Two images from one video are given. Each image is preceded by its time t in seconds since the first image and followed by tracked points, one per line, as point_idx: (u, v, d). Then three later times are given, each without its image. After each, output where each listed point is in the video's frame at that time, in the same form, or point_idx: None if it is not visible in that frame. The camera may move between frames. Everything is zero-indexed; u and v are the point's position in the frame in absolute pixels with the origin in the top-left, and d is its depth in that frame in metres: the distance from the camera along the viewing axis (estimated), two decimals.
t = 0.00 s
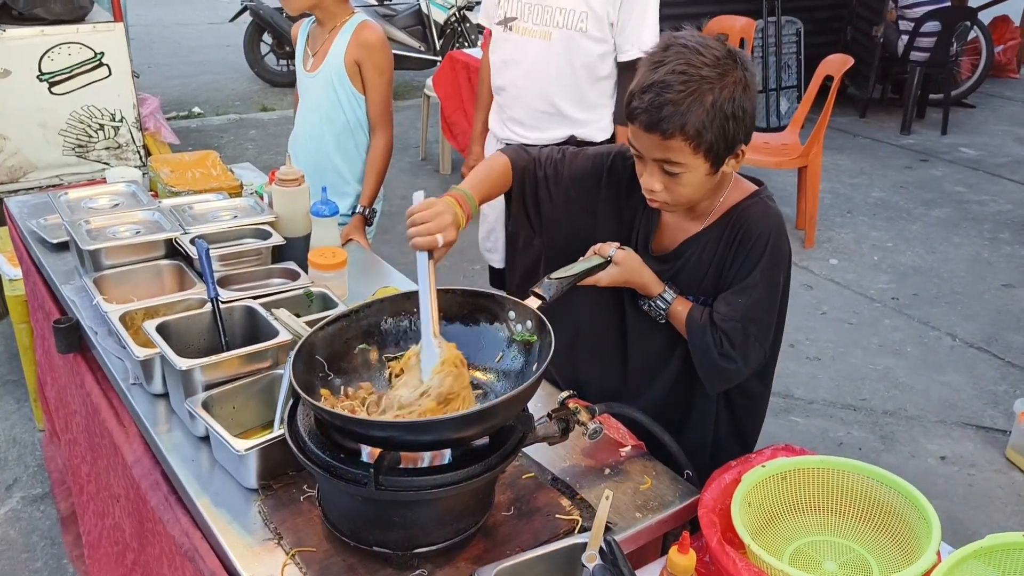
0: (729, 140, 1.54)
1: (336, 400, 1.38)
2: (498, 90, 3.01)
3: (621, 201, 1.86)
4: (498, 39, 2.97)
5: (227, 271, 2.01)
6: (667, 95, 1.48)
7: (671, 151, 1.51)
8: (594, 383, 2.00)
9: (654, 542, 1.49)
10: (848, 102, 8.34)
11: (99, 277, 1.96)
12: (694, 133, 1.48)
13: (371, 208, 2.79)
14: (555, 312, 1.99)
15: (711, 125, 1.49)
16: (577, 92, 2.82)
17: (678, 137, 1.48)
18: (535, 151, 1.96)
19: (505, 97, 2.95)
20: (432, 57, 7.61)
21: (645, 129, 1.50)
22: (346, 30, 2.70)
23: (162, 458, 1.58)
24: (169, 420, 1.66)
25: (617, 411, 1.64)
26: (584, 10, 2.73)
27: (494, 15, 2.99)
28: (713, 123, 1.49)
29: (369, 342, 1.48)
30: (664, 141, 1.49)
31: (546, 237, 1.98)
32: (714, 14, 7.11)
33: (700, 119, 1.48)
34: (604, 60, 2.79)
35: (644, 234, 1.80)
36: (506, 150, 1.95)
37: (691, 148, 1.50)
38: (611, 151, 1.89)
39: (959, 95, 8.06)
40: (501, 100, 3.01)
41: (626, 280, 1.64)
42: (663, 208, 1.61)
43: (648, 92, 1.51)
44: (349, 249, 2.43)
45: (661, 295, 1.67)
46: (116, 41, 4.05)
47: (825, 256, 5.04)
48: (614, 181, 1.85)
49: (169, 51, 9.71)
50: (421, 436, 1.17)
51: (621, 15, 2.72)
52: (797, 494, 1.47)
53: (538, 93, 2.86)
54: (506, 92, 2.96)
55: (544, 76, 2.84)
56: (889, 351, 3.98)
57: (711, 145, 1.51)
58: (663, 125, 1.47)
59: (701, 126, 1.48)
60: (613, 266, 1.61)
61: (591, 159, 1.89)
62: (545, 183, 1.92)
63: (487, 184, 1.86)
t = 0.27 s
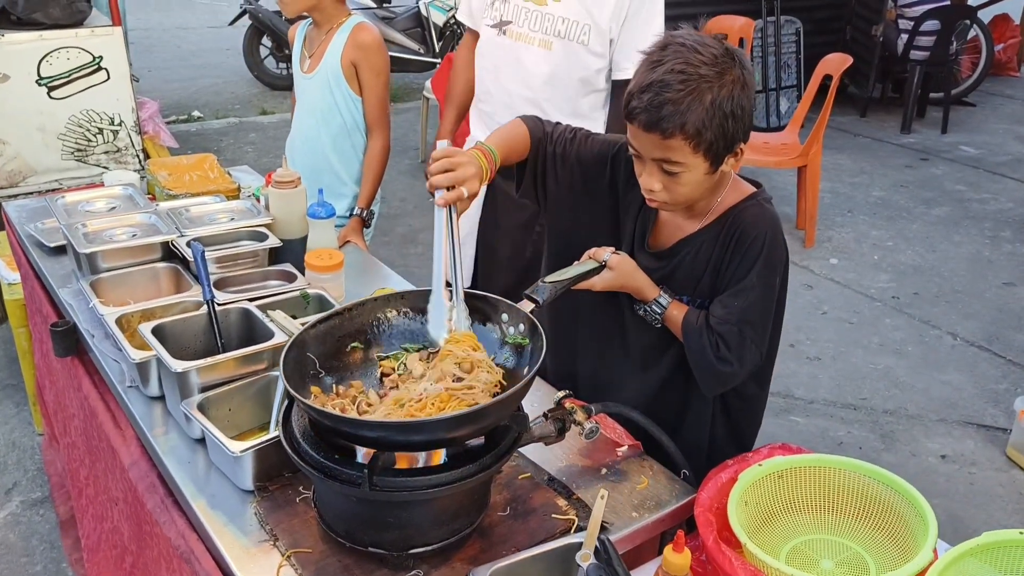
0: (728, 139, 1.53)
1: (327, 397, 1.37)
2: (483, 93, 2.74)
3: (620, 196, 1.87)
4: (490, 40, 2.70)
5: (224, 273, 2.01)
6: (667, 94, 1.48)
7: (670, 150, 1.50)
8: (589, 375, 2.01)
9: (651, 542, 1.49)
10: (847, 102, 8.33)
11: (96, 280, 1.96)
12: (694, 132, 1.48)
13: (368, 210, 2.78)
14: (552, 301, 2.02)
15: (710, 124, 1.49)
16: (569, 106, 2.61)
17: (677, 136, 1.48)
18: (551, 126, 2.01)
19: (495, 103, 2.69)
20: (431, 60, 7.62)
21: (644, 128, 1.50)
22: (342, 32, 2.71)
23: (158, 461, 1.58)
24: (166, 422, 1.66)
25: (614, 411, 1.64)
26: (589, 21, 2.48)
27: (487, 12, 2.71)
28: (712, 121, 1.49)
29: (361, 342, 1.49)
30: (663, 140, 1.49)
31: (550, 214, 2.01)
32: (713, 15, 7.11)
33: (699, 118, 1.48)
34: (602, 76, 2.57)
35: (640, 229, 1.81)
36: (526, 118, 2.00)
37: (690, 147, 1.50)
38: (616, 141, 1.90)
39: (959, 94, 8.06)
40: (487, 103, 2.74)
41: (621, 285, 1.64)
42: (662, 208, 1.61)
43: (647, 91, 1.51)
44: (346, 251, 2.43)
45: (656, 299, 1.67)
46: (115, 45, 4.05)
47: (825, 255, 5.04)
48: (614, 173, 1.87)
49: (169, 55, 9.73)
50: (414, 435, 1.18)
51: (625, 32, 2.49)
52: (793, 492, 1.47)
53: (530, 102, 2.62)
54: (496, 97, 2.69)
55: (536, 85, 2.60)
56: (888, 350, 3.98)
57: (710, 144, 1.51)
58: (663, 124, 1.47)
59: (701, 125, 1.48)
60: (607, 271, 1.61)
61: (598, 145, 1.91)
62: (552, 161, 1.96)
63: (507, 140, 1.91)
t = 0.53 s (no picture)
0: (736, 145, 1.54)
1: (322, 394, 1.37)
2: (478, 104, 2.68)
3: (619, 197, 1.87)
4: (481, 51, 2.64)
5: (223, 273, 2.02)
6: (675, 102, 1.49)
7: (678, 159, 1.51)
8: (586, 374, 2.02)
9: (649, 538, 1.50)
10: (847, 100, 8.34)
11: (95, 280, 1.96)
12: (703, 140, 1.49)
13: (367, 210, 2.79)
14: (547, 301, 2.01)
15: (719, 132, 1.50)
16: (571, 110, 2.60)
17: (687, 144, 1.49)
18: (538, 134, 2.01)
19: (494, 113, 2.64)
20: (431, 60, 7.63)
21: (652, 136, 1.51)
22: (341, 33, 2.72)
23: (157, 460, 1.59)
24: (165, 422, 1.66)
25: (611, 409, 1.64)
26: (588, 26, 2.48)
27: (474, 23, 2.64)
28: (721, 129, 1.50)
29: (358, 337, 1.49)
30: (672, 149, 1.49)
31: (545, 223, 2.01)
32: (712, 13, 7.12)
33: (709, 126, 1.49)
34: (600, 77, 2.59)
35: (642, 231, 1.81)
36: (507, 129, 2.00)
37: (699, 155, 1.51)
38: (610, 147, 1.90)
39: (959, 91, 8.06)
40: (484, 114, 2.68)
41: (618, 285, 1.64)
42: (667, 213, 1.62)
43: (655, 99, 1.51)
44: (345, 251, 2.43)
45: (653, 300, 1.68)
46: (114, 47, 4.07)
47: (825, 253, 5.04)
48: (611, 176, 1.87)
49: (170, 57, 9.75)
50: (409, 433, 1.18)
51: (626, 34, 2.51)
52: (789, 489, 1.47)
53: (533, 110, 2.59)
54: (495, 108, 2.63)
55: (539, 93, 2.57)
56: (888, 347, 3.98)
57: (718, 151, 1.51)
58: (672, 133, 1.48)
59: (711, 134, 1.49)
60: (604, 272, 1.62)
61: (592, 150, 1.91)
62: (543, 168, 1.96)
63: (483, 155, 1.92)
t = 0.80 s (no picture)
0: (729, 146, 1.54)
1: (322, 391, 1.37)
2: (467, 116, 2.62)
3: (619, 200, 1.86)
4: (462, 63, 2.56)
5: (223, 269, 2.02)
6: (667, 103, 1.48)
7: (670, 160, 1.52)
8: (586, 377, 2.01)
9: (649, 534, 1.50)
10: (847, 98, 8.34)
11: (96, 275, 1.96)
12: (694, 141, 1.49)
13: (368, 206, 2.79)
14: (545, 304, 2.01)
15: (711, 133, 1.49)
16: (560, 107, 2.61)
17: (677, 145, 1.49)
18: (526, 159, 1.92)
19: (487, 124, 2.59)
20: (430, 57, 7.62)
21: (644, 137, 1.51)
22: (341, 29, 2.71)
23: (158, 455, 1.59)
24: (166, 417, 1.66)
25: (611, 405, 1.64)
26: (571, 22, 2.48)
27: (450, 36, 2.55)
28: (713, 130, 1.49)
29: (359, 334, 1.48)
30: (663, 150, 1.50)
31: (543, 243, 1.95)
32: (713, 11, 7.11)
33: (701, 127, 1.48)
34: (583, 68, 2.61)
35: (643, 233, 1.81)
36: (495, 159, 1.90)
37: (691, 156, 1.51)
38: (607, 154, 1.88)
39: (959, 90, 8.06)
40: (475, 124, 2.62)
41: (618, 281, 1.65)
42: (662, 213, 1.62)
43: (646, 101, 1.51)
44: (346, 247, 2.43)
45: (653, 296, 1.68)
46: (115, 43, 4.06)
47: (824, 251, 5.04)
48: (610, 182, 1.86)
49: (170, 53, 9.74)
50: (409, 429, 1.18)
51: (605, 23, 2.54)
52: (790, 485, 1.47)
53: (526, 114, 2.56)
54: (487, 118, 2.58)
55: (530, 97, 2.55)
56: (887, 345, 3.98)
57: (711, 152, 1.51)
58: (663, 133, 1.48)
59: (702, 135, 1.49)
60: (603, 268, 1.63)
61: (587, 160, 1.88)
62: (540, 188, 1.89)
63: (472, 196, 1.82)
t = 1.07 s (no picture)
0: (723, 133, 1.52)
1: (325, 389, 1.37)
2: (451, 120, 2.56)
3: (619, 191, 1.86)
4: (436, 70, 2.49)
5: (223, 264, 2.01)
6: (660, 89, 1.48)
7: (664, 145, 1.50)
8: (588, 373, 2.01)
9: (651, 531, 1.50)
10: (846, 95, 8.34)
11: (94, 269, 1.95)
12: (687, 126, 1.47)
13: (367, 201, 2.78)
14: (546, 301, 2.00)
15: (704, 119, 1.48)
16: (537, 102, 2.61)
17: (670, 130, 1.48)
18: (531, 156, 1.91)
19: (470, 128, 2.54)
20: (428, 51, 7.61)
21: (638, 122, 1.50)
22: (339, 24, 2.71)
23: (158, 450, 1.58)
24: (165, 413, 1.66)
25: (613, 401, 1.64)
26: (536, 13, 2.49)
27: (421, 44, 2.47)
28: (706, 116, 1.48)
29: (358, 328, 1.48)
30: (657, 135, 1.49)
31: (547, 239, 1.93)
32: (711, 7, 7.10)
33: (693, 113, 1.47)
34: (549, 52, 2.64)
35: (644, 224, 1.80)
36: (502, 155, 1.89)
37: (685, 141, 1.49)
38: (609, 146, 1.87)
39: (957, 87, 8.06)
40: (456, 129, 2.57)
41: (618, 278, 1.65)
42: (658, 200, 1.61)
43: (641, 86, 1.50)
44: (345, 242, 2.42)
45: (654, 291, 1.67)
46: (112, 36, 4.04)
47: (823, 248, 5.04)
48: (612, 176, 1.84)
49: (167, 46, 9.70)
50: (411, 425, 1.18)
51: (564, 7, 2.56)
52: (792, 482, 1.47)
53: (507, 114, 2.54)
54: (470, 122, 2.53)
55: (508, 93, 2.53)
56: (885, 342, 3.99)
57: (704, 138, 1.50)
58: (656, 118, 1.47)
59: (695, 121, 1.48)
60: (603, 263, 1.63)
61: (589, 156, 1.87)
62: (544, 186, 1.87)
63: (484, 193, 1.83)
